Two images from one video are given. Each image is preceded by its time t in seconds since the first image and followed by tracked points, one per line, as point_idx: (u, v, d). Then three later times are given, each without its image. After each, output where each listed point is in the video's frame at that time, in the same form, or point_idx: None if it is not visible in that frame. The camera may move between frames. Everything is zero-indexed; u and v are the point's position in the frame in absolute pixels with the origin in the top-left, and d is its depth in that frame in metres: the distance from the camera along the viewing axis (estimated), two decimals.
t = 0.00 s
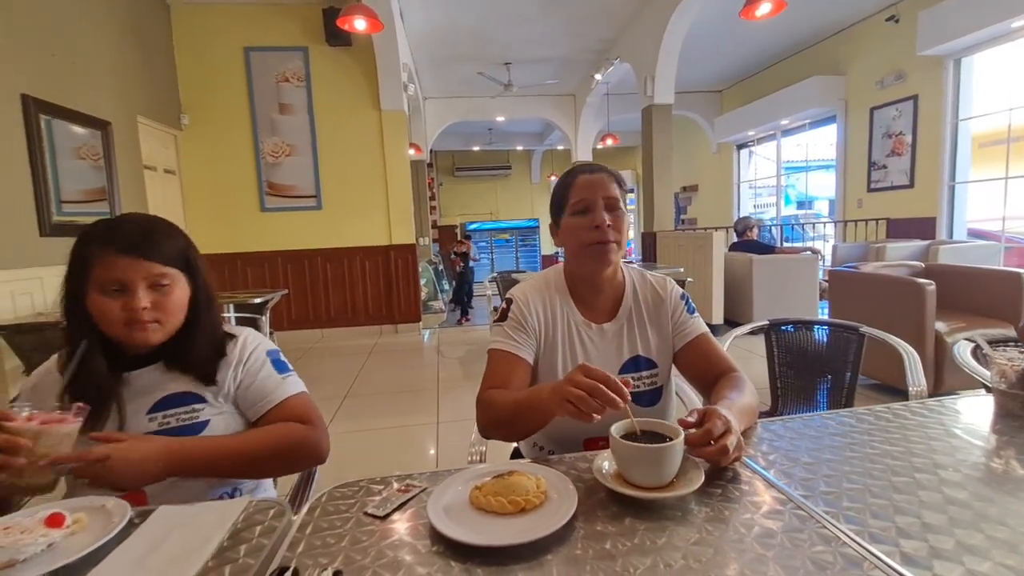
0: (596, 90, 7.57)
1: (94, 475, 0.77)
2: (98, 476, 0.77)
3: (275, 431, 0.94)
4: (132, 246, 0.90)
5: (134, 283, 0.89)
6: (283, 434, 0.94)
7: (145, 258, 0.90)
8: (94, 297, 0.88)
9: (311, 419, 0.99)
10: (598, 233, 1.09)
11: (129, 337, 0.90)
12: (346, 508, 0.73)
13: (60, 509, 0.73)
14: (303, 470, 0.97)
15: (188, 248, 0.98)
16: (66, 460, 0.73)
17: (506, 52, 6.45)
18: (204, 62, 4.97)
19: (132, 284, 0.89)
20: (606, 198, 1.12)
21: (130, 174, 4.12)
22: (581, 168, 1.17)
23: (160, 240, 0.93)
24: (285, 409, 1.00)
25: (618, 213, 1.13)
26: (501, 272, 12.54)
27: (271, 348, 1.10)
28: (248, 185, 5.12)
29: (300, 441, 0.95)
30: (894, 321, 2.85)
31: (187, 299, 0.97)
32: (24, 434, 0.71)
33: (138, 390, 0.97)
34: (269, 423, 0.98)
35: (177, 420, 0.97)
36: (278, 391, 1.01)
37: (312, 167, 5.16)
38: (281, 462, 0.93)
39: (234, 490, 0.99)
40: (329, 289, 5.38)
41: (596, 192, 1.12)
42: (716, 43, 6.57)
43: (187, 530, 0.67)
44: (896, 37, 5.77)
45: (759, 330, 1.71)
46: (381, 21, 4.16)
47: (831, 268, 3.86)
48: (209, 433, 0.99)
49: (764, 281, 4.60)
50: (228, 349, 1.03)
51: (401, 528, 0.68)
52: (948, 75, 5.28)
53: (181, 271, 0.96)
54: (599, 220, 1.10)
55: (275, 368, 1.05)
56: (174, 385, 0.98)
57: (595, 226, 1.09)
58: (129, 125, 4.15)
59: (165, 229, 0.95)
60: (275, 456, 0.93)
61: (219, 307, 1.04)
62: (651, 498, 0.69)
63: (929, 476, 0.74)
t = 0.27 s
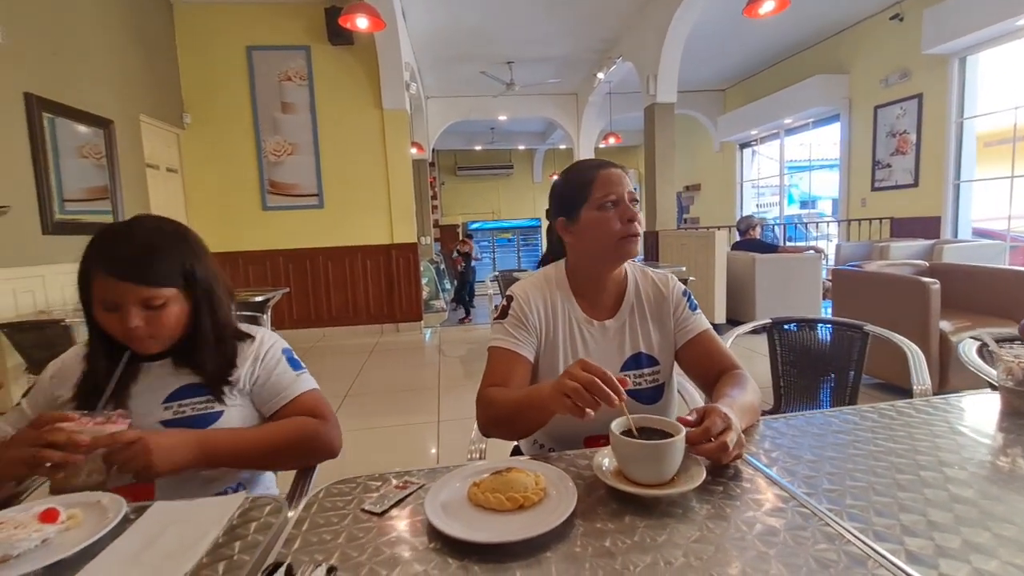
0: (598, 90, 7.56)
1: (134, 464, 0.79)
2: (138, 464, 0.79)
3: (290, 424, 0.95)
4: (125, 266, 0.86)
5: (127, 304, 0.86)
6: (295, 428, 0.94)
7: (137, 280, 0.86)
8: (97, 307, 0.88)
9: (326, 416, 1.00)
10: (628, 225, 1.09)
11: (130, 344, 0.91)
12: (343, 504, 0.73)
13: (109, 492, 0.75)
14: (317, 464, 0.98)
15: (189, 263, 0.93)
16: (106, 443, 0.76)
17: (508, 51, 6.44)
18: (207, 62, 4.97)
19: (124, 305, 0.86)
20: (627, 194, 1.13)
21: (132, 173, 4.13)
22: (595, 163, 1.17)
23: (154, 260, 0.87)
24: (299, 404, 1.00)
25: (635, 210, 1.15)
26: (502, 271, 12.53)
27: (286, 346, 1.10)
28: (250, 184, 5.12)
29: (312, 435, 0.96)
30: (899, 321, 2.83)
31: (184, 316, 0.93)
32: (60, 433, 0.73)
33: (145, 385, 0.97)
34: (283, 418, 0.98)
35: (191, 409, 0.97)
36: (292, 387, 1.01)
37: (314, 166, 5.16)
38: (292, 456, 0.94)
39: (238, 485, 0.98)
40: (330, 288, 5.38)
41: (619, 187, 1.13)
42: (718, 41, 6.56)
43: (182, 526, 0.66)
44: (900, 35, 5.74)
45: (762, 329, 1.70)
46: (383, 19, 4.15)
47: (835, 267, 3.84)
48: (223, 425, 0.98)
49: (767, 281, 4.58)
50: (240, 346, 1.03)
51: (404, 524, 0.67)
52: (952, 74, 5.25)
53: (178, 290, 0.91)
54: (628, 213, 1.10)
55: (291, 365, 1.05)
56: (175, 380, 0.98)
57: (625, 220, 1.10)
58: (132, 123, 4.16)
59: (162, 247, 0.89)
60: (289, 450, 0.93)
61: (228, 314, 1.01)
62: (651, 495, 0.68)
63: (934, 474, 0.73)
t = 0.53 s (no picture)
0: (598, 89, 7.55)
1: (136, 450, 0.78)
2: (140, 450, 0.78)
3: (287, 423, 0.94)
4: (117, 271, 0.84)
5: (119, 308, 0.85)
6: (292, 428, 0.94)
7: (130, 284, 0.85)
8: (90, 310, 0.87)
9: (326, 417, 0.99)
10: (632, 221, 1.10)
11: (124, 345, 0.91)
12: (336, 505, 0.72)
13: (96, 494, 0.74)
14: (314, 465, 0.97)
15: (182, 266, 0.91)
16: (109, 429, 0.75)
17: (507, 50, 6.44)
18: (205, 60, 4.96)
19: (116, 309, 0.85)
20: (627, 191, 1.13)
21: (129, 171, 4.11)
22: (595, 162, 1.17)
23: (146, 264, 0.86)
24: (297, 405, 0.99)
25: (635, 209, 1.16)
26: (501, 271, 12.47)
27: (283, 346, 1.08)
28: (248, 183, 5.11)
29: (310, 437, 0.95)
30: (898, 321, 2.82)
31: (178, 319, 0.92)
32: (62, 422, 0.72)
33: (143, 385, 0.97)
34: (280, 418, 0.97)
35: (188, 409, 0.97)
36: (290, 388, 1.00)
37: (312, 165, 5.15)
38: (290, 456, 0.93)
39: (235, 487, 0.97)
40: (328, 288, 5.37)
41: (621, 185, 1.13)
42: (718, 41, 6.55)
43: (172, 529, 0.65)
44: (899, 36, 5.75)
45: (760, 330, 1.69)
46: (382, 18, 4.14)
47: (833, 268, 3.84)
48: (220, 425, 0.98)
49: (765, 281, 4.57)
50: (237, 345, 1.02)
51: (400, 526, 0.66)
52: (951, 74, 5.26)
53: (171, 293, 0.90)
54: (632, 210, 1.11)
55: (289, 367, 1.04)
56: (171, 380, 0.97)
57: (629, 216, 1.10)
58: (129, 122, 4.14)
59: (155, 250, 0.88)
60: (287, 449, 0.92)
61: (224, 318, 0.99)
62: (649, 497, 0.67)
63: (932, 476, 0.72)
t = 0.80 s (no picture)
0: (597, 90, 7.56)
1: (132, 447, 0.78)
2: (136, 446, 0.79)
3: (283, 423, 0.94)
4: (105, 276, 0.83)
5: (108, 313, 0.85)
6: (289, 427, 0.94)
7: (118, 290, 0.84)
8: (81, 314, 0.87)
9: (322, 417, 0.99)
10: (631, 220, 1.11)
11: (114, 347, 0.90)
12: (331, 506, 0.72)
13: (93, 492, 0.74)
14: (310, 466, 0.97)
15: (171, 271, 0.89)
16: (106, 425, 0.76)
17: (507, 51, 6.44)
18: (204, 59, 4.95)
19: (105, 313, 0.85)
20: (625, 191, 1.14)
21: (127, 170, 4.10)
22: (593, 162, 1.17)
23: (134, 270, 0.85)
24: (293, 405, 0.99)
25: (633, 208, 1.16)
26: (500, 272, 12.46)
27: (279, 346, 1.08)
28: (246, 183, 5.11)
29: (306, 437, 0.95)
30: (895, 324, 2.83)
31: (167, 323, 0.91)
32: (59, 418, 0.73)
33: (140, 385, 0.97)
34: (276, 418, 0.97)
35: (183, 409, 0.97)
36: (287, 388, 1.00)
37: (311, 165, 5.15)
38: (286, 456, 0.93)
39: (230, 486, 0.97)
40: (326, 287, 5.37)
41: (618, 184, 1.14)
42: (717, 43, 6.56)
43: (167, 528, 0.65)
44: (897, 38, 5.76)
45: (757, 332, 1.70)
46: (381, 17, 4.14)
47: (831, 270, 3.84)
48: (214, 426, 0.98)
49: (763, 283, 4.58)
50: (231, 345, 1.01)
51: (396, 526, 0.67)
52: (949, 77, 5.27)
53: (160, 299, 0.89)
54: (631, 209, 1.11)
55: (285, 367, 1.04)
56: (168, 380, 0.97)
57: (628, 215, 1.11)
58: (128, 121, 4.14)
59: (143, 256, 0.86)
60: (283, 449, 0.92)
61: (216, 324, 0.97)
62: (644, 499, 0.67)
63: (927, 479, 0.72)
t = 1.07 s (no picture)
0: (595, 92, 7.57)
1: (126, 445, 0.78)
2: (129, 445, 0.78)
3: (279, 423, 0.94)
4: (92, 281, 0.82)
5: (97, 318, 0.84)
6: (285, 427, 0.94)
7: (106, 296, 0.83)
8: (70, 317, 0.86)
9: (318, 417, 0.99)
10: (629, 225, 1.11)
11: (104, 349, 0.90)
12: (327, 507, 0.72)
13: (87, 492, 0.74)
14: (306, 466, 0.97)
15: (158, 273, 0.88)
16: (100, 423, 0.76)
17: (506, 52, 6.44)
18: (203, 57, 4.94)
19: (95, 318, 0.84)
20: (625, 196, 1.15)
21: (124, 167, 4.08)
22: (594, 165, 1.18)
23: (121, 273, 0.84)
24: (289, 406, 0.99)
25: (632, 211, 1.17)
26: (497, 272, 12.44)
27: (275, 346, 1.08)
28: (244, 181, 5.09)
29: (301, 437, 0.95)
30: (889, 328, 2.84)
31: (157, 326, 0.90)
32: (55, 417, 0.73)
33: (137, 385, 0.97)
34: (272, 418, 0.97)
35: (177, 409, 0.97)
36: (282, 387, 1.00)
37: (309, 163, 5.14)
38: (282, 456, 0.93)
39: (225, 486, 0.96)
40: (323, 287, 5.36)
41: (619, 187, 1.14)
42: (716, 47, 6.58)
43: (162, 529, 0.65)
44: (894, 44, 5.80)
45: (753, 335, 1.70)
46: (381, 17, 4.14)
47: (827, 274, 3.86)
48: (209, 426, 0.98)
49: (760, 286, 4.60)
50: (227, 344, 1.01)
51: (392, 527, 0.67)
52: (946, 84, 5.30)
53: (148, 302, 0.88)
54: (630, 214, 1.12)
55: (281, 367, 1.04)
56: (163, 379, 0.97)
57: (628, 219, 1.12)
58: (125, 117, 4.12)
59: (130, 259, 0.85)
60: (279, 448, 0.92)
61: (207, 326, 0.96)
62: (640, 502, 0.68)
63: (921, 484, 0.73)
